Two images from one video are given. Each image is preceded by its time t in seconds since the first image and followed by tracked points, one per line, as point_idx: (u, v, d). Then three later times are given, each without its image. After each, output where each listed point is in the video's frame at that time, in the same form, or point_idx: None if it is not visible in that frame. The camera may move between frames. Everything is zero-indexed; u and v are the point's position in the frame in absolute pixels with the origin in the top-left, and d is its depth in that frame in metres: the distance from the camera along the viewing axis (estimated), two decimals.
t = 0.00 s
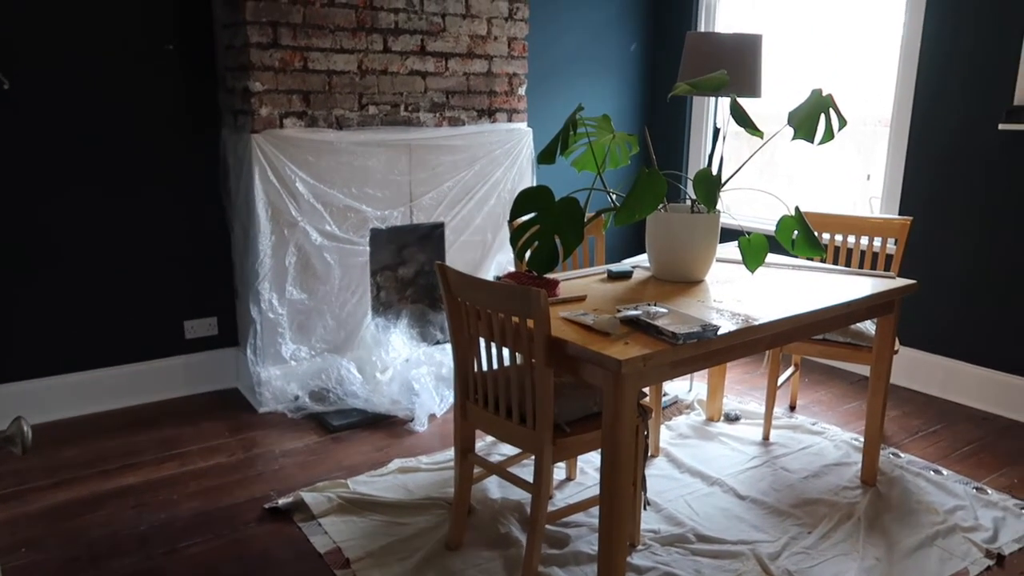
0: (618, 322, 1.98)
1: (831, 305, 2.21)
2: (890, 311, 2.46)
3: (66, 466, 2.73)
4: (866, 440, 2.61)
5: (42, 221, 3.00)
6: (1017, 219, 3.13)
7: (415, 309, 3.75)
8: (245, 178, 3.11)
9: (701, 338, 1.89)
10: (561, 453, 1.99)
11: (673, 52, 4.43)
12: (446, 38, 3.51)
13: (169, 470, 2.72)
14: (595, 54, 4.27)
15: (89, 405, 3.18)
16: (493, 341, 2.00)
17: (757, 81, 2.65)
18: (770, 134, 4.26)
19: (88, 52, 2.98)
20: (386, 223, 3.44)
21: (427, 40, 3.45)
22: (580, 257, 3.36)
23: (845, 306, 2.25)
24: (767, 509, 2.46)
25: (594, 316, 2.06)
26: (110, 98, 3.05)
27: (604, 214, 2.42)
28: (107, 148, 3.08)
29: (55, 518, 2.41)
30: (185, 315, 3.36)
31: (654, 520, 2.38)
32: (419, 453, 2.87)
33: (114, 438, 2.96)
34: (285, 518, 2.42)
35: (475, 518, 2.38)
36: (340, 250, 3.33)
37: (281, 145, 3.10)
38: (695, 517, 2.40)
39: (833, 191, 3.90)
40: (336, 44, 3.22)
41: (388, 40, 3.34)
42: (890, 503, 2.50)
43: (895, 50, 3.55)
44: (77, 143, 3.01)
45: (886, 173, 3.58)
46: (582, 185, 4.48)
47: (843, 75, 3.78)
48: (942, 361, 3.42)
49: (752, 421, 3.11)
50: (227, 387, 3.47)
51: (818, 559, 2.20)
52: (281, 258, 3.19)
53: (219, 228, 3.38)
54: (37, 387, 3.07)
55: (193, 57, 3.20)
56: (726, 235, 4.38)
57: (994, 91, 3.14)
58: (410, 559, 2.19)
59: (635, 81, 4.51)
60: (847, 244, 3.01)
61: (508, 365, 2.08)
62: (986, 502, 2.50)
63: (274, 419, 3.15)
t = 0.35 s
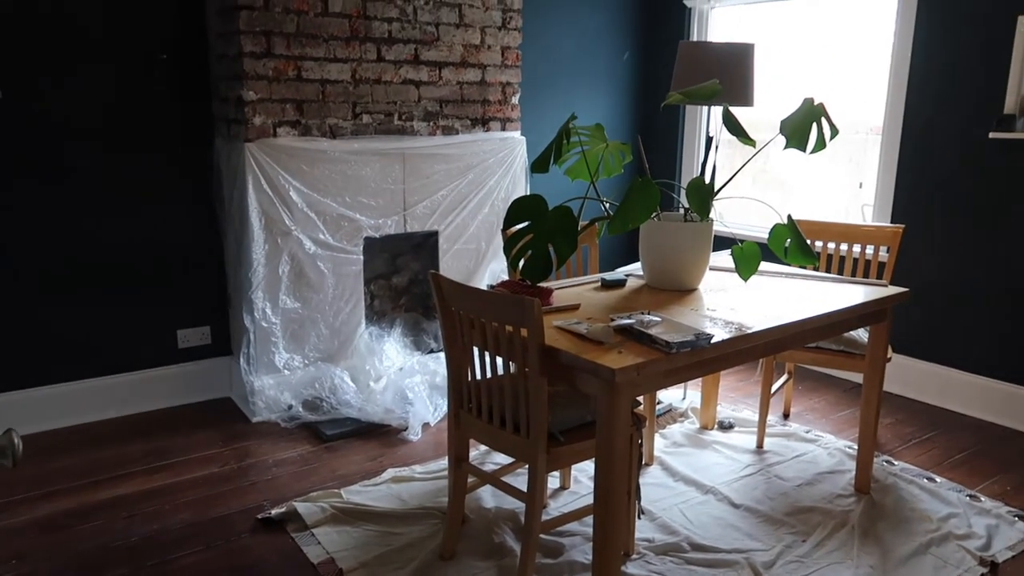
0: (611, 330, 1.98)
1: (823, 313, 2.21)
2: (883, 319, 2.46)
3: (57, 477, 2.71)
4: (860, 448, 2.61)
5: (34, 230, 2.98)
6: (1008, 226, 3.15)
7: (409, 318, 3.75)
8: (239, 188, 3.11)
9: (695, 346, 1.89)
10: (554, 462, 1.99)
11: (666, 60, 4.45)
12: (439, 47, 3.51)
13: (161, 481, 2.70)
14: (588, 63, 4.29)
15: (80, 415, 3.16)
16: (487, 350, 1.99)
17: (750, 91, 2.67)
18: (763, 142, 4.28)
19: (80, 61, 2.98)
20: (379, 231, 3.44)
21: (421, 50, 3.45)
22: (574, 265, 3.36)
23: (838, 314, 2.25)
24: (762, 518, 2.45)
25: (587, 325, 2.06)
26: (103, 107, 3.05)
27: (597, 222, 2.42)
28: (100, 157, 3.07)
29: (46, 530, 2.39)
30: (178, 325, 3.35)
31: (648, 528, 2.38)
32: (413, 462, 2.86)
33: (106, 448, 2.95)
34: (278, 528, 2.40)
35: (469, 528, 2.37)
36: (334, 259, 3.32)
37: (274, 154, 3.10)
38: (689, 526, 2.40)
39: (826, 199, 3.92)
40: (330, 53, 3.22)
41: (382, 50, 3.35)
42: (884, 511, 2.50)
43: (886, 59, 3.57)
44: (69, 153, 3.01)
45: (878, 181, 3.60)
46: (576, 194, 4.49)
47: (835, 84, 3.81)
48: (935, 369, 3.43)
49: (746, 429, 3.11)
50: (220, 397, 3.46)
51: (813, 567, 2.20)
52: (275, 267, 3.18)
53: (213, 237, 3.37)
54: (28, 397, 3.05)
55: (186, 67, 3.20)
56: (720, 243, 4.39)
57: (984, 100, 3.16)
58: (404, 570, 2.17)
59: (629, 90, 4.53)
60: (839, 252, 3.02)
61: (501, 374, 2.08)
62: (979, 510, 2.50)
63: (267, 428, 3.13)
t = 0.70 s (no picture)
0: (602, 344, 1.99)
1: (812, 327, 2.23)
2: (871, 332, 2.48)
3: (44, 493, 2.68)
4: (849, 461, 2.62)
5: (22, 244, 2.97)
6: (993, 239, 3.19)
7: (400, 331, 3.74)
8: (229, 201, 3.11)
9: (685, 360, 1.90)
10: (546, 476, 1.99)
11: (655, 75, 4.49)
12: (430, 62, 3.53)
13: (149, 496, 2.68)
14: (578, 77, 4.32)
15: (67, 430, 3.14)
16: (478, 364, 1.99)
17: (737, 105, 2.69)
18: (751, 156, 4.31)
19: (70, 75, 2.97)
20: (370, 245, 3.44)
21: (411, 64, 3.47)
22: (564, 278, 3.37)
23: (827, 327, 2.27)
24: (752, 531, 2.46)
25: (578, 338, 2.06)
26: (93, 121, 3.04)
27: (588, 236, 2.43)
28: (89, 171, 3.06)
29: (33, 546, 2.36)
30: (167, 338, 3.33)
31: (640, 542, 2.38)
32: (403, 476, 2.85)
33: (94, 463, 2.92)
34: (268, 544, 2.39)
35: (460, 543, 2.36)
36: (324, 272, 3.32)
37: (265, 168, 3.10)
38: (681, 539, 2.40)
39: (814, 212, 3.95)
40: (321, 67, 3.23)
41: (373, 64, 3.36)
42: (874, 523, 2.51)
43: (872, 75, 3.62)
44: (58, 166, 3.00)
45: (865, 194, 3.63)
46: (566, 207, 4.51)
47: (821, 99, 3.85)
48: (923, 381, 3.45)
49: (737, 442, 3.12)
50: (209, 411, 3.44)
51: None
52: (265, 281, 3.18)
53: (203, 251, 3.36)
54: (15, 412, 3.02)
55: (177, 81, 3.20)
56: (709, 256, 4.41)
57: (969, 115, 3.21)
58: None
59: (618, 104, 4.56)
60: (827, 265, 3.05)
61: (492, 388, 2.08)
62: (968, 521, 2.52)
63: (257, 443, 3.12)
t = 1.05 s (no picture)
0: (601, 361, 1.99)
1: (810, 343, 2.23)
2: (869, 347, 2.48)
3: (40, 513, 2.67)
4: (849, 477, 2.62)
5: (20, 262, 2.97)
6: (990, 255, 3.20)
7: (398, 348, 3.74)
8: (228, 219, 3.12)
9: (683, 377, 1.90)
10: (544, 494, 1.98)
11: (651, 93, 4.52)
12: (428, 80, 3.55)
13: (146, 515, 2.67)
14: (574, 95, 4.35)
15: (64, 449, 3.13)
16: (476, 381, 1.99)
17: (733, 121, 2.70)
18: (748, 172, 4.33)
19: (71, 94, 2.99)
20: (368, 262, 3.45)
21: (410, 82, 3.49)
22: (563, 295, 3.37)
23: (824, 343, 2.27)
24: (752, 548, 2.45)
25: (577, 355, 2.07)
26: (93, 140, 3.06)
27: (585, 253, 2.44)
28: (89, 189, 3.07)
29: (28, 566, 2.35)
30: (165, 356, 3.33)
31: (639, 560, 2.37)
32: (402, 494, 2.84)
33: (91, 482, 2.91)
34: (265, 563, 2.37)
35: (459, 561, 2.35)
36: (323, 289, 3.32)
37: (264, 186, 3.11)
38: (680, 556, 2.39)
39: (811, 228, 3.96)
40: (320, 86, 3.25)
41: (371, 82, 3.38)
42: (874, 540, 2.50)
43: (867, 92, 3.65)
44: (58, 184, 3.01)
45: (862, 210, 3.65)
46: (564, 224, 4.52)
47: (817, 115, 3.88)
48: (921, 396, 3.45)
49: (736, 458, 3.11)
50: (206, 429, 3.43)
51: None
52: (263, 298, 3.18)
53: (201, 269, 3.37)
54: (12, 431, 3.01)
55: (176, 99, 3.22)
56: (707, 272, 4.42)
57: (964, 132, 3.22)
58: None
59: (615, 121, 4.59)
60: (824, 281, 3.05)
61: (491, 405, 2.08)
62: (968, 538, 2.51)
63: (255, 461, 3.11)
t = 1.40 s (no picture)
0: (599, 374, 1.99)
1: (808, 356, 2.23)
2: (866, 360, 2.49)
3: (36, 528, 2.66)
4: (847, 490, 2.62)
5: (18, 276, 2.97)
6: (986, 267, 3.21)
7: (396, 361, 3.74)
8: (226, 232, 3.12)
9: (681, 390, 1.90)
10: (543, 507, 1.98)
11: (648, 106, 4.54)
12: (426, 94, 3.57)
13: (144, 529, 2.66)
14: (572, 109, 4.37)
15: (61, 463, 3.12)
16: (475, 395, 1.99)
17: (731, 136, 2.70)
18: (744, 184, 4.35)
19: (70, 109, 3.00)
20: (367, 274, 3.45)
21: (408, 96, 3.51)
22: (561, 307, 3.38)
23: (822, 356, 2.28)
24: (751, 561, 2.44)
25: (575, 368, 2.07)
26: (92, 154, 3.07)
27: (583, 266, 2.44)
28: (88, 202, 3.08)
29: None
30: (163, 370, 3.32)
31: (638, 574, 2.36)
32: (400, 508, 2.83)
33: (88, 496, 2.90)
34: None
35: None
36: (321, 302, 3.32)
37: (263, 199, 3.12)
38: (679, 570, 2.39)
39: (807, 240, 3.98)
40: (318, 99, 3.27)
41: (369, 96, 3.40)
42: (873, 553, 2.50)
43: (863, 106, 3.67)
44: (57, 198, 3.01)
45: (858, 222, 3.67)
46: (562, 237, 4.54)
47: (813, 128, 3.90)
48: (920, 408, 3.45)
49: (735, 471, 3.11)
50: (204, 443, 3.42)
51: None
52: (261, 311, 3.18)
53: (200, 282, 3.37)
54: (9, 445, 3.00)
55: (176, 113, 3.24)
56: (705, 284, 4.43)
57: (959, 145, 3.24)
58: None
59: (613, 134, 4.61)
60: (822, 293, 3.06)
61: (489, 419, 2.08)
62: (967, 550, 2.51)
63: (253, 474, 3.10)
